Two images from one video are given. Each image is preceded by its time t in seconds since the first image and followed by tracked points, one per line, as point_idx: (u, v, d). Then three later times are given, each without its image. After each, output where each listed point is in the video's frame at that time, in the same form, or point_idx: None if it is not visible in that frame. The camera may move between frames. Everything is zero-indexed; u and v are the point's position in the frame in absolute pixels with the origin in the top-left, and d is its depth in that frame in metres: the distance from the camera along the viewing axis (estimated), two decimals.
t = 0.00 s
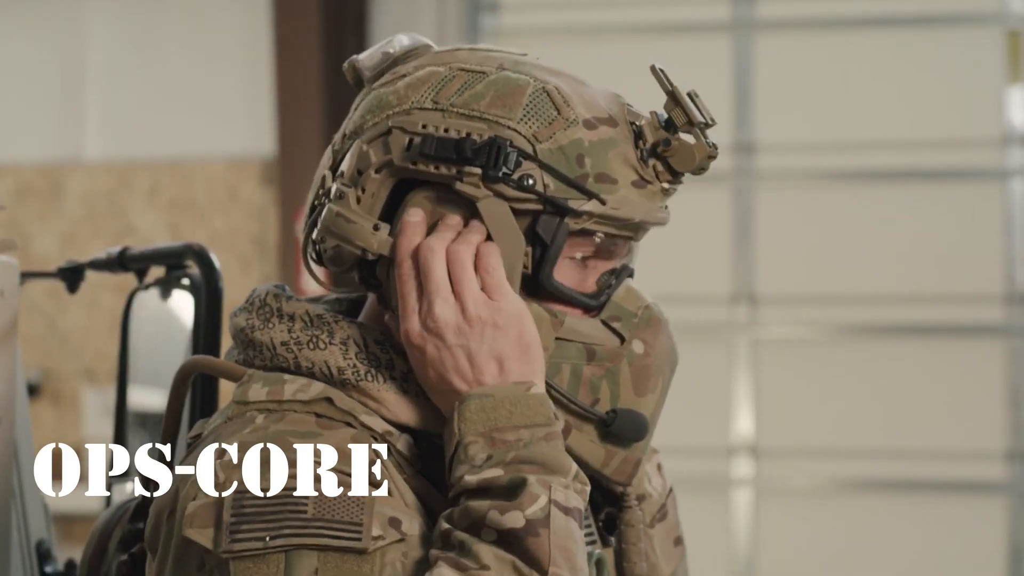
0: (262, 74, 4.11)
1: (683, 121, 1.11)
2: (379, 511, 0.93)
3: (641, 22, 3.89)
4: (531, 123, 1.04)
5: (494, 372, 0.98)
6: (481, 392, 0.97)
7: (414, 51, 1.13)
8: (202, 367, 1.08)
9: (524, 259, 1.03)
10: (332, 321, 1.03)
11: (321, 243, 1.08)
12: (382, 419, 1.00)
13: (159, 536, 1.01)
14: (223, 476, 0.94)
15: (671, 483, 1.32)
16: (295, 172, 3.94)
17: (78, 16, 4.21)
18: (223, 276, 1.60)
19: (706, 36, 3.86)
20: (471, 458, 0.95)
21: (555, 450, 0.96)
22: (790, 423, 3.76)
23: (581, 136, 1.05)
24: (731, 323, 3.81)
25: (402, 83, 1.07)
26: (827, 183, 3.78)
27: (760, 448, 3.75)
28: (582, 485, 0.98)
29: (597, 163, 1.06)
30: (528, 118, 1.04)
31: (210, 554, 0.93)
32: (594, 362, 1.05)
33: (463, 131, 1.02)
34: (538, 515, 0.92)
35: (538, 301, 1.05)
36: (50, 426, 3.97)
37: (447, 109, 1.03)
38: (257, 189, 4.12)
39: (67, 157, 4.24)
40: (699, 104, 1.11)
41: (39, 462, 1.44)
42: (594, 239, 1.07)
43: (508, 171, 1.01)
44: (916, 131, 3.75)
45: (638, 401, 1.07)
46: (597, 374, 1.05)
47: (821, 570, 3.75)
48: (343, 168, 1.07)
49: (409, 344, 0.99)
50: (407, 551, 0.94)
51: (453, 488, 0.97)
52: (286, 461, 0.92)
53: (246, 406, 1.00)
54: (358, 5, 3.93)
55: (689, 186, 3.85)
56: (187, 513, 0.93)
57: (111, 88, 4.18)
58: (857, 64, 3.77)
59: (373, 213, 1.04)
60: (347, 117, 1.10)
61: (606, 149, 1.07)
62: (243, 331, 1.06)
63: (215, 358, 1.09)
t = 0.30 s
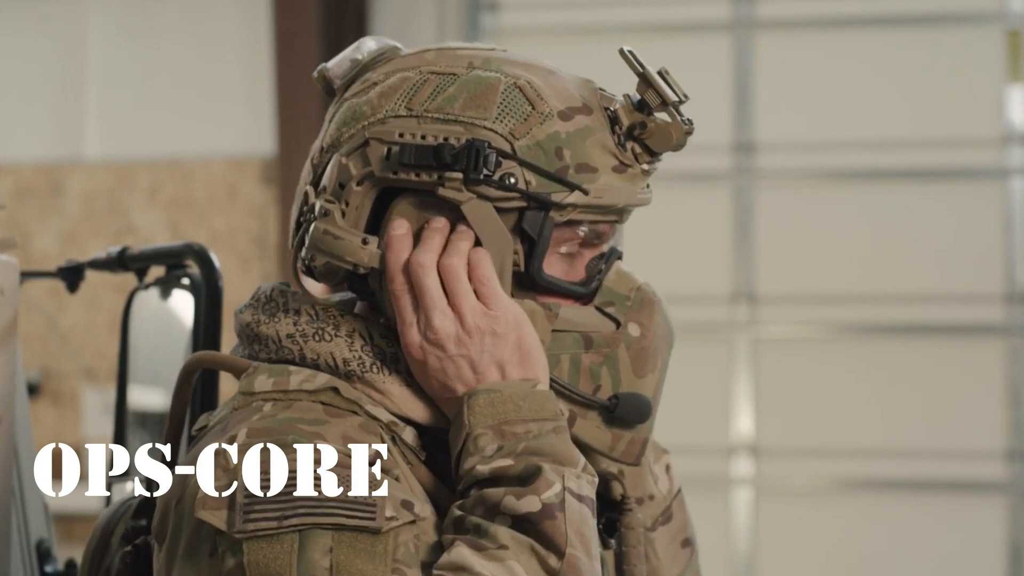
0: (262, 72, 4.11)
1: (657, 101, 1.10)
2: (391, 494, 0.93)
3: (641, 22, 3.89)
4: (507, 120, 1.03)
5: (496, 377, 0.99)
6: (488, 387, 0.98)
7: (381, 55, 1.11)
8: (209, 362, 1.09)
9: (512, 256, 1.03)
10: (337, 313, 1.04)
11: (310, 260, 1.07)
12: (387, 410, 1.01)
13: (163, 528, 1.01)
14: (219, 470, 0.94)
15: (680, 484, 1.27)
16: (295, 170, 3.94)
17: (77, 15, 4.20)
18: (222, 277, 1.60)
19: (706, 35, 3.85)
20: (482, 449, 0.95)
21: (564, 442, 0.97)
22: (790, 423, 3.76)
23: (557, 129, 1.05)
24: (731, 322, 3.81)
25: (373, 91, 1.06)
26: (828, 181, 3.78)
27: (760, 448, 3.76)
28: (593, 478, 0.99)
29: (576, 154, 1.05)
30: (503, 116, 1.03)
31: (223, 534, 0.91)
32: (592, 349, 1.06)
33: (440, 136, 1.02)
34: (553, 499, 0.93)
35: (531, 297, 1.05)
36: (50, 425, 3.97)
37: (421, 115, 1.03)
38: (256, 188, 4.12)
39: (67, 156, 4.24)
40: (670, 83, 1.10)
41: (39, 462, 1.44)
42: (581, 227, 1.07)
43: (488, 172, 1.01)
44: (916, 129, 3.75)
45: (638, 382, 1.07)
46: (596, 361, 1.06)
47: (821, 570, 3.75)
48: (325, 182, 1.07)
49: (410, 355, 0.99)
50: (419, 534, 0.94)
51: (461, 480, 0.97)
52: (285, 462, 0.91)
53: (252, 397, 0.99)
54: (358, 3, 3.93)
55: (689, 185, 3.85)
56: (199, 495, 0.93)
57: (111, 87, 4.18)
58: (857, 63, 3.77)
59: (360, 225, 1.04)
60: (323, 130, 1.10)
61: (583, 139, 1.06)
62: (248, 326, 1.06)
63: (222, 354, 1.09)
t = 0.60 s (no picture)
0: (262, 72, 4.11)
1: (658, 98, 1.10)
2: (399, 495, 0.95)
3: (641, 21, 3.89)
4: (511, 112, 1.04)
5: (518, 359, 1.01)
6: (508, 382, 1.00)
7: (385, 53, 1.12)
8: (222, 363, 1.11)
9: (516, 245, 1.05)
10: (345, 316, 1.05)
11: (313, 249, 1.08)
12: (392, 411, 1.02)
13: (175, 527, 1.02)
14: (227, 473, 0.94)
15: (695, 500, 1.28)
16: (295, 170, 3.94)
17: (77, 15, 4.20)
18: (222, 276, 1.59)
19: (706, 34, 3.86)
20: (499, 445, 0.97)
21: (581, 438, 0.99)
22: (790, 423, 3.77)
23: (560, 122, 1.05)
24: (731, 321, 3.81)
25: (378, 85, 1.06)
26: (828, 181, 3.78)
27: (760, 447, 3.76)
28: (609, 473, 1.00)
29: (578, 147, 1.06)
30: (507, 108, 1.04)
31: (232, 540, 0.93)
32: (591, 341, 1.07)
33: (445, 126, 1.02)
34: (568, 499, 0.94)
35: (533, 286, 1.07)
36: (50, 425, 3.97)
37: (425, 107, 1.04)
38: (256, 187, 4.12)
39: (66, 156, 4.24)
40: (671, 80, 1.10)
41: (39, 462, 1.44)
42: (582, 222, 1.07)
43: (492, 162, 1.02)
44: (916, 129, 3.75)
45: (638, 375, 1.08)
46: (595, 352, 1.07)
47: (821, 570, 3.75)
48: (329, 173, 1.07)
49: (430, 340, 1.02)
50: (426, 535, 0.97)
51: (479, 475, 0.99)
52: (285, 462, 0.92)
53: (259, 398, 1.00)
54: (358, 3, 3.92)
55: (689, 185, 3.85)
56: (209, 500, 0.93)
57: (112, 87, 4.19)
58: (857, 63, 3.77)
59: (364, 214, 1.05)
60: (326, 122, 1.10)
61: (586, 133, 1.07)
62: (258, 328, 1.07)
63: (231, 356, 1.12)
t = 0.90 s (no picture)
0: (262, 72, 4.11)
1: (675, 115, 1.14)
2: (401, 497, 0.95)
3: (641, 21, 3.89)
4: (528, 117, 1.07)
5: (500, 380, 1.02)
6: (493, 395, 1.01)
7: (404, 47, 1.15)
8: (216, 367, 1.11)
9: (523, 251, 1.07)
10: (344, 318, 1.06)
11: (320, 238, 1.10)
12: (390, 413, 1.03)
13: (175, 532, 1.01)
14: (228, 476, 0.94)
15: (698, 502, 1.31)
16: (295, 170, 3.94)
17: (77, 15, 4.21)
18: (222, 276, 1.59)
19: (706, 34, 3.85)
20: (491, 455, 0.99)
21: (571, 447, 1.01)
22: (790, 422, 3.77)
23: (576, 131, 1.08)
24: (731, 321, 3.81)
25: (397, 80, 1.09)
26: (828, 181, 3.78)
27: (759, 447, 3.76)
28: (600, 479, 1.03)
29: (592, 157, 1.09)
30: (525, 113, 1.07)
31: (236, 544, 0.93)
32: (589, 350, 1.09)
33: (462, 126, 1.05)
34: (566, 501, 0.97)
35: (535, 292, 1.09)
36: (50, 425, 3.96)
37: (443, 105, 1.06)
38: (256, 187, 4.11)
39: (66, 156, 4.24)
40: (690, 98, 1.13)
41: (40, 462, 1.44)
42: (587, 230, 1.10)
43: (507, 165, 1.04)
44: (916, 129, 3.75)
45: (632, 389, 1.10)
46: (591, 361, 1.09)
47: (821, 569, 3.75)
48: (342, 163, 1.09)
49: (417, 351, 1.02)
50: (430, 535, 0.97)
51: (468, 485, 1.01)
52: (285, 464, 0.93)
53: (257, 403, 1.02)
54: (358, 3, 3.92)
55: (690, 185, 3.85)
56: (211, 504, 0.94)
57: (112, 87, 4.19)
58: (858, 62, 3.77)
59: (373, 207, 1.07)
60: (343, 113, 1.12)
61: (601, 143, 1.10)
62: (258, 333, 1.09)
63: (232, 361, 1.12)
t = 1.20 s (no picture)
0: (262, 72, 4.11)
1: (660, 101, 1.14)
2: (388, 505, 0.95)
3: (641, 21, 3.89)
4: (515, 109, 1.07)
5: (501, 375, 1.02)
6: (489, 399, 1.01)
7: (389, 52, 1.15)
8: (214, 370, 1.12)
9: (517, 243, 1.07)
10: (338, 322, 1.06)
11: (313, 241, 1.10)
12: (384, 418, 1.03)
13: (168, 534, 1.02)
14: (218, 482, 0.96)
15: (692, 502, 1.30)
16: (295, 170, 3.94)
17: (77, 15, 4.21)
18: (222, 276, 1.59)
19: (707, 34, 3.85)
20: (482, 460, 0.99)
21: (564, 453, 1.01)
22: (790, 422, 3.77)
23: (563, 120, 1.08)
24: (731, 321, 3.81)
25: (383, 80, 1.10)
26: (828, 180, 3.78)
27: (760, 447, 3.76)
28: (592, 486, 1.02)
29: (581, 146, 1.09)
30: (511, 105, 1.07)
31: (223, 549, 0.94)
32: (588, 339, 1.09)
33: (449, 121, 1.05)
34: (553, 510, 0.96)
35: (532, 285, 1.09)
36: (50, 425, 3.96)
37: (430, 102, 1.06)
38: (256, 187, 4.11)
39: (66, 156, 4.24)
40: (674, 83, 1.13)
41: (40, 462, 1.44)
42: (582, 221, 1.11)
43: (495, 157, 1.04)
44: (916, 129, 3.75)
45: (633, 375, 1.10)
46: (591, 350, 1.09)
47: (821, 570, 3.75)
48: (332, 167, 1.10)
49: (420, 345, 1.03)
50: (416, 544, 0.96)
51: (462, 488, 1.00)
52: (285, 464, 0.93)
53: (251, 406, 1.02)
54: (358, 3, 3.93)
55: (689, 185, 3.85)
56: (199, 509, 0.95)
57: (112, 87, 4.19)
58: (858, 63, 3.77)
59: (365, 208, 1.07)
60: (331, 118, 1.13)
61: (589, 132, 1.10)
62: (254, 335, 1.09)
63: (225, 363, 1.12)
